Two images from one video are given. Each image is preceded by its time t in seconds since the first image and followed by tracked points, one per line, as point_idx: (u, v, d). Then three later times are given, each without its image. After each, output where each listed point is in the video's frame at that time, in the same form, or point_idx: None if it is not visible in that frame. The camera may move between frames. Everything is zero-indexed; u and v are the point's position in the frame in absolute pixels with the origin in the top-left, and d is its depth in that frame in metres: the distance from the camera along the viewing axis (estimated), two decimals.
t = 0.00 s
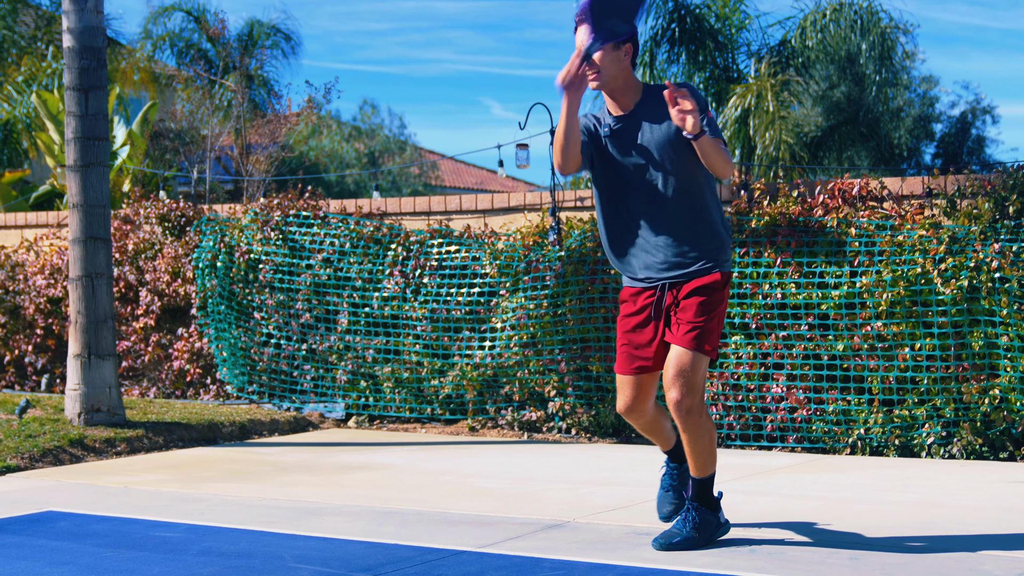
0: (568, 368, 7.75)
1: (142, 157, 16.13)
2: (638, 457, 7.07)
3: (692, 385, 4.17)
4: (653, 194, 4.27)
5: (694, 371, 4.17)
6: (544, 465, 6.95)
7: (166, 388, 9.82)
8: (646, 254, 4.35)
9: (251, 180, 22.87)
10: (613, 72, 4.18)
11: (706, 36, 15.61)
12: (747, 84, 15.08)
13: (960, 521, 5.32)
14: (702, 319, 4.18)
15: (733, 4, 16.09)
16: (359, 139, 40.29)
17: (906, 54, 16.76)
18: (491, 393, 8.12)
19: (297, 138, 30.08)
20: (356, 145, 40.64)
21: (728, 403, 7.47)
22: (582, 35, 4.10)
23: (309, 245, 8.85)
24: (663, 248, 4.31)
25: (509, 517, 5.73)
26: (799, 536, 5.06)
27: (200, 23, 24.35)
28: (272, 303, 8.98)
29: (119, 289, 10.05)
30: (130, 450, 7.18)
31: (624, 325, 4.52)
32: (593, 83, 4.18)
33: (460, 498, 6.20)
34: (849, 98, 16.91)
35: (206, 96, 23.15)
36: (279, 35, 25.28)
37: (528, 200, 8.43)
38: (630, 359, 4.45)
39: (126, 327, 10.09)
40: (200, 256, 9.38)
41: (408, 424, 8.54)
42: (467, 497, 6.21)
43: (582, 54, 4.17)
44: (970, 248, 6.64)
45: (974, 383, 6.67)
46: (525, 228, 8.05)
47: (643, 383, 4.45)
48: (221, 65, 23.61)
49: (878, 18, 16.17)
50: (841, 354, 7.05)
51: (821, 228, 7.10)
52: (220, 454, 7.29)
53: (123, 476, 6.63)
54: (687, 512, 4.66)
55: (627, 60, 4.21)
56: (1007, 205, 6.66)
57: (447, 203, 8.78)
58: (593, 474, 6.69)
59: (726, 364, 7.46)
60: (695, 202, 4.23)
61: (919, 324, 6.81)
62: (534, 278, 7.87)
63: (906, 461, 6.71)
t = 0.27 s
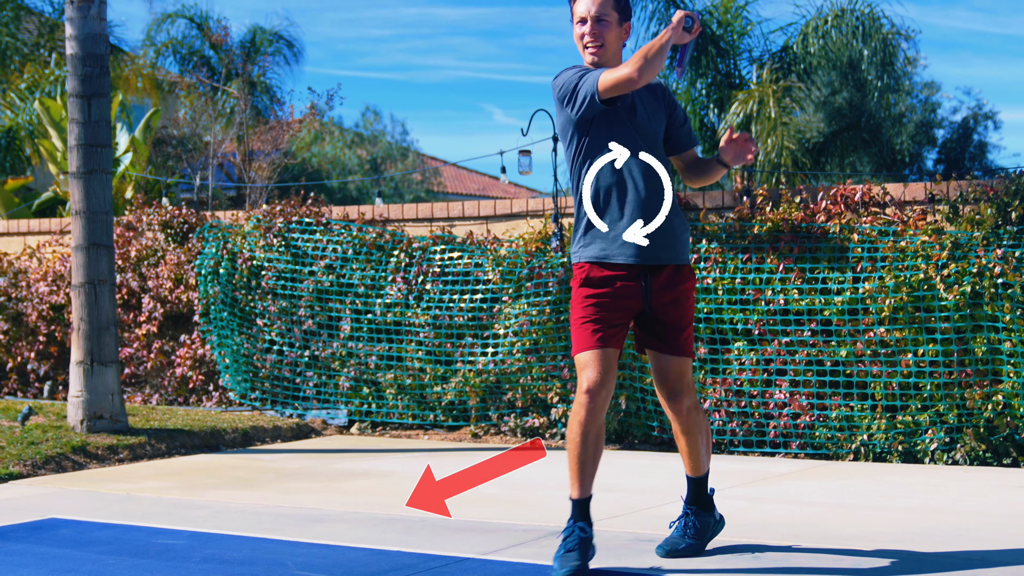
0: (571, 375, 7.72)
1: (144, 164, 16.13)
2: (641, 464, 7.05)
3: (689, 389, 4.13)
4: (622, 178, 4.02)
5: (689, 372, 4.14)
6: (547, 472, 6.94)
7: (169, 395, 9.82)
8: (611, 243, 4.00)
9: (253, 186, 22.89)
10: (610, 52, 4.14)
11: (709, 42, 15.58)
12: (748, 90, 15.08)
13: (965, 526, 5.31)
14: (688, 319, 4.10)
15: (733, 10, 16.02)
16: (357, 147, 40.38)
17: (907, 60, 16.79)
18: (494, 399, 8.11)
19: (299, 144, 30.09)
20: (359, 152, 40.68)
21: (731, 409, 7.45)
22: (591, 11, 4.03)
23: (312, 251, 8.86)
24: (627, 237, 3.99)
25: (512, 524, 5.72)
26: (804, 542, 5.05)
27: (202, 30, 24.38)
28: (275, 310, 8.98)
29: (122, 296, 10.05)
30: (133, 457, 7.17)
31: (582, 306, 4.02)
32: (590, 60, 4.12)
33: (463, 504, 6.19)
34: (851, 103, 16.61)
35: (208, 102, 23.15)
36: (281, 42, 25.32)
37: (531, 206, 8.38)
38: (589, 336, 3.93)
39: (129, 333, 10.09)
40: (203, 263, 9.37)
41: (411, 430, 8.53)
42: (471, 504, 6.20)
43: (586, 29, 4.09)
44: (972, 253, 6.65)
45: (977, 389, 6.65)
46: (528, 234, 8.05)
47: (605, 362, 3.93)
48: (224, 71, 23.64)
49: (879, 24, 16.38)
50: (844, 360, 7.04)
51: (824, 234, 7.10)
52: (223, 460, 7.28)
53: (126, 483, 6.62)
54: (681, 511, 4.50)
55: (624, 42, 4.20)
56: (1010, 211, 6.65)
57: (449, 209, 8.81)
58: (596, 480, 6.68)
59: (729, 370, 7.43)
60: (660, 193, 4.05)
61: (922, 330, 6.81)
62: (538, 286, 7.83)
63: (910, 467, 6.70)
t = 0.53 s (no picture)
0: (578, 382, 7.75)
1: (152, 172, 16.18)
2: (648, 472, 7.05)
3: (677, 416, 4.17)
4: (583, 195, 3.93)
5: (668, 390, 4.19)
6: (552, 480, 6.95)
7: (176, 403, 9.83)
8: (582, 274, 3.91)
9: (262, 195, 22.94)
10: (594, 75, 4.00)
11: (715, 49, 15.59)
12: (755, 97, 15.06)
13: (974, 535, 5.28)
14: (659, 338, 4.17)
15: (740, 17, 16.07)
16: (365, 154, 40.61)
17: (914, 66, 16.77)
18: (501, 407, 8.12)
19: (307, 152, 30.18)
20: (366, 160, 40.85)
21: (738, 416, 7.46)
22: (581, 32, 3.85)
23: (319, 258, 8.88)
24: (597, 270, 3.94)
25: (519, 532, 5.72)
26: (811, 549, 5.04)
27: (210, 38, 24.47)
28: (282, 317, 8.99)
29: (130, 304, 10.08)
30: (140, 465, 7.19)
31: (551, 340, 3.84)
32: (575, 82, 3.97)
33: (470, 512, 6.19)
34: (857, 110, 16.70)
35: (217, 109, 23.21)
36: (289, 50, 25.40)
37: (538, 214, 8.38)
38: (559, 372, 3.79)
39: (137, 341, 10.11)
40: (211, 270, 9.39)
41: (417, 438, 8.54)
42: (477, 512, 6.20)
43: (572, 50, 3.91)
44: (980, 260, 6.64)
45: (985, 397, 6.62)
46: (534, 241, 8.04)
47: (576, 399, 3.78)
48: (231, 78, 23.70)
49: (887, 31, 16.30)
50: (851, 367, 7.03)
51: (832, 241, 7.08)
52: (230, 468, 7.29)
53: (133, 491, 6.63)
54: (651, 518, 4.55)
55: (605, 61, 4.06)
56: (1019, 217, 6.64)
57: (456, 217, 8.81)
58: (603, 488, 6.67)
59: (737, 379, 7.44)
60: (622, 220, 4.02)
61: (930, 337, 6.78)
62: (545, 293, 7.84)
63: (918, 475, 6.68)
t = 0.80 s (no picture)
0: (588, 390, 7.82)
1: (161, 180, 16.21)
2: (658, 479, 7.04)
3: (672, 409, 4.24)
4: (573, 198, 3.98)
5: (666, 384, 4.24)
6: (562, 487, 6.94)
7: (186, 410, 9.84)
8: (574, 266, 4.00)
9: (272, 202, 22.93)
10: (583, 59, 4.01)
11: (724, 56, 15.55)
12: (763, 103, 15.01)
13: (986, 542, 5.27)
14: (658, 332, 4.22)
15: (749, 23, 16.07)
16: (375, 161, 40.70)
17: (924, 72, 16.76)
18: (511, 414, 8.12)
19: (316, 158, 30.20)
20: (374, 166, 40.91)
21: (748, 424, 7.45)
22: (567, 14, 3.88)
23: (328, 264, 8.89)
24: (588, 269, 4.00)
25: (529, 539, 5.71)
26: (823, 557, 5.02)
27: (219, 44, 24.53)
28: (292, 324, 9.01)
29: (140, 311, 10.10)
30: (150, 472, 7.20)
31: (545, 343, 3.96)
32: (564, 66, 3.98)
33: (480, 519, 6.19)
34: (867, 117, 16.89)
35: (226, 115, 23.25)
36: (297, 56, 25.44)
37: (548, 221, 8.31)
38: (556, 373, 3.90)
39: (147, 348, 10.13)
40: (219, 278, 9.35)
41: (427, 445, 8.54)
42: (487, 519, 6.20)
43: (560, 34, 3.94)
44: (991, 267, 6.63)
45: (996, 404, 6.60)
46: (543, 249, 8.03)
47: (572, 400, 3.91)
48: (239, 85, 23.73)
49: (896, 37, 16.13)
50: (862, 374, 7.02)
51: (842, 248, 7.10)
52: (239, 475, 7.29)
53: (143, 498, 6.64)
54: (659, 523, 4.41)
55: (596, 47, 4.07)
56: None
57: (466, 224, 8.77)
58: (613, 496, 6.66)
59: (746, 386, 7.42)
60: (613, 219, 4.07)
61: (940, 344, 6.77)
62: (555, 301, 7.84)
63: (928, 483, 6.66)
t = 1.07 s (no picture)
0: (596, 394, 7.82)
1: (169, 184, 16.23)
2: (666, 484, 7.04)
3: (685, 407, 4.22)
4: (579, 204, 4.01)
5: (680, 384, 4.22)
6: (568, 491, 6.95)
7: (194, 414, 9.85)
8: (585, 266, 4.02)
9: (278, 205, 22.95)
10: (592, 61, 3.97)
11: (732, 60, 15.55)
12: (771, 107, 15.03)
13: (993, 547, 5.27)
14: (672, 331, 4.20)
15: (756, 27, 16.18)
16: (382, 165, 40.77)
17: (931, 76, 16.76)
18: (518, 418, 8.12)
19: (322, 161, 30.23)
20: (381, 170, 40.95)
21: (755, 428, 7.44)
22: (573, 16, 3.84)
23: (335, 267, 8.91)
24: (597, 272, 4.01)
25: (536, 544, 5.71)
26: (830, 561, 5.02)
27: (226, 48, 24.57)
28: (299, 328, 9.02)
29: (147, 315, 10.11)
30: (157, 476, 7.20)
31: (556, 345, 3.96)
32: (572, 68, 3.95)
33: (487, 523, 6.19)
34: (874, 120, 16.83)
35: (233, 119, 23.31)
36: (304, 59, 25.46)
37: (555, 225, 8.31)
38: (565, 375, 3.89)
39: (154, 352, 10.15)
40: (228, 281, 9.42)
41: (434, 449, 8.55)
42: (494, 523, 6.20)
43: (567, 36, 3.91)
44: (999, 271, 6.62)
45: (1004, 408, 6.60)
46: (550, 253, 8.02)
47: (582, 402, 3.90)
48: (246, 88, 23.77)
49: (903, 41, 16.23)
50: (869, 379, 7.01)
51: (850, 252, 7.07)
52: (247, 479, 7.30)
53: (151, 502, 6.64)
54: (675, 525, 4.34)
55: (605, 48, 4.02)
56: None
57: (472, 228, 8.72)
58: (621, 500, 6.66)
59: (754, 390, 7.42)
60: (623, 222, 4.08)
61: (948, 348, 6.75)
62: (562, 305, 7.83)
63: (936, 487, 6.65)
